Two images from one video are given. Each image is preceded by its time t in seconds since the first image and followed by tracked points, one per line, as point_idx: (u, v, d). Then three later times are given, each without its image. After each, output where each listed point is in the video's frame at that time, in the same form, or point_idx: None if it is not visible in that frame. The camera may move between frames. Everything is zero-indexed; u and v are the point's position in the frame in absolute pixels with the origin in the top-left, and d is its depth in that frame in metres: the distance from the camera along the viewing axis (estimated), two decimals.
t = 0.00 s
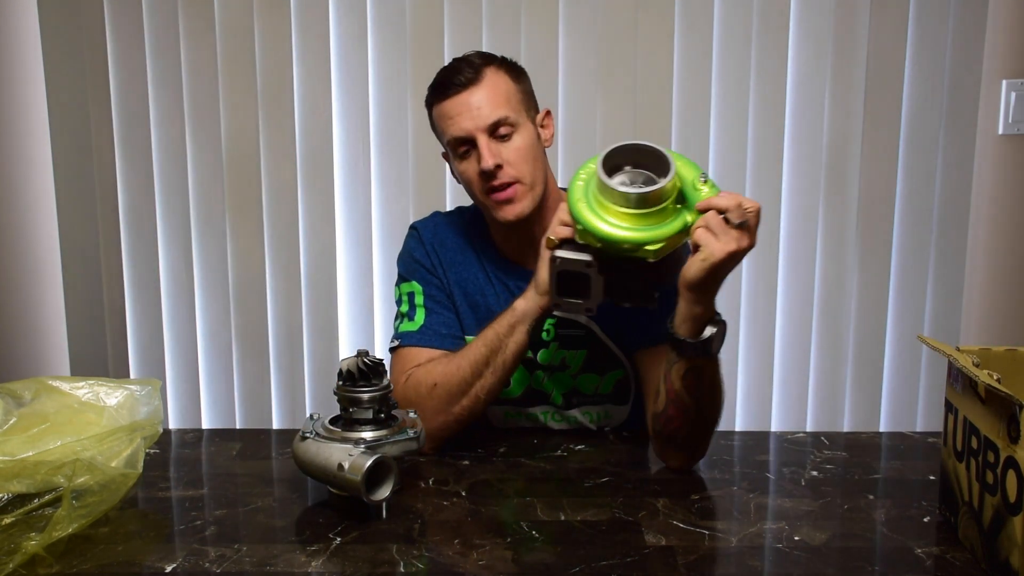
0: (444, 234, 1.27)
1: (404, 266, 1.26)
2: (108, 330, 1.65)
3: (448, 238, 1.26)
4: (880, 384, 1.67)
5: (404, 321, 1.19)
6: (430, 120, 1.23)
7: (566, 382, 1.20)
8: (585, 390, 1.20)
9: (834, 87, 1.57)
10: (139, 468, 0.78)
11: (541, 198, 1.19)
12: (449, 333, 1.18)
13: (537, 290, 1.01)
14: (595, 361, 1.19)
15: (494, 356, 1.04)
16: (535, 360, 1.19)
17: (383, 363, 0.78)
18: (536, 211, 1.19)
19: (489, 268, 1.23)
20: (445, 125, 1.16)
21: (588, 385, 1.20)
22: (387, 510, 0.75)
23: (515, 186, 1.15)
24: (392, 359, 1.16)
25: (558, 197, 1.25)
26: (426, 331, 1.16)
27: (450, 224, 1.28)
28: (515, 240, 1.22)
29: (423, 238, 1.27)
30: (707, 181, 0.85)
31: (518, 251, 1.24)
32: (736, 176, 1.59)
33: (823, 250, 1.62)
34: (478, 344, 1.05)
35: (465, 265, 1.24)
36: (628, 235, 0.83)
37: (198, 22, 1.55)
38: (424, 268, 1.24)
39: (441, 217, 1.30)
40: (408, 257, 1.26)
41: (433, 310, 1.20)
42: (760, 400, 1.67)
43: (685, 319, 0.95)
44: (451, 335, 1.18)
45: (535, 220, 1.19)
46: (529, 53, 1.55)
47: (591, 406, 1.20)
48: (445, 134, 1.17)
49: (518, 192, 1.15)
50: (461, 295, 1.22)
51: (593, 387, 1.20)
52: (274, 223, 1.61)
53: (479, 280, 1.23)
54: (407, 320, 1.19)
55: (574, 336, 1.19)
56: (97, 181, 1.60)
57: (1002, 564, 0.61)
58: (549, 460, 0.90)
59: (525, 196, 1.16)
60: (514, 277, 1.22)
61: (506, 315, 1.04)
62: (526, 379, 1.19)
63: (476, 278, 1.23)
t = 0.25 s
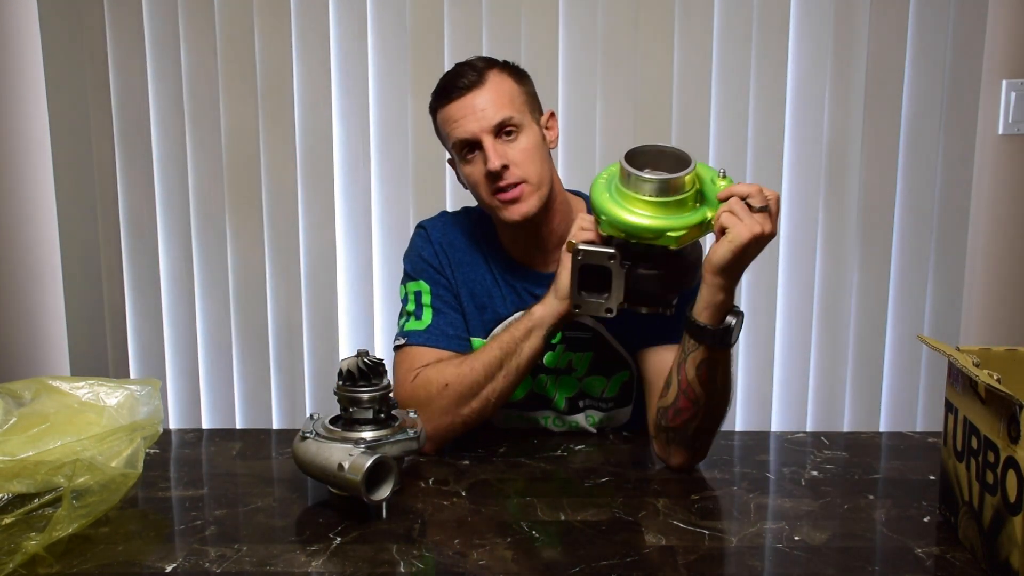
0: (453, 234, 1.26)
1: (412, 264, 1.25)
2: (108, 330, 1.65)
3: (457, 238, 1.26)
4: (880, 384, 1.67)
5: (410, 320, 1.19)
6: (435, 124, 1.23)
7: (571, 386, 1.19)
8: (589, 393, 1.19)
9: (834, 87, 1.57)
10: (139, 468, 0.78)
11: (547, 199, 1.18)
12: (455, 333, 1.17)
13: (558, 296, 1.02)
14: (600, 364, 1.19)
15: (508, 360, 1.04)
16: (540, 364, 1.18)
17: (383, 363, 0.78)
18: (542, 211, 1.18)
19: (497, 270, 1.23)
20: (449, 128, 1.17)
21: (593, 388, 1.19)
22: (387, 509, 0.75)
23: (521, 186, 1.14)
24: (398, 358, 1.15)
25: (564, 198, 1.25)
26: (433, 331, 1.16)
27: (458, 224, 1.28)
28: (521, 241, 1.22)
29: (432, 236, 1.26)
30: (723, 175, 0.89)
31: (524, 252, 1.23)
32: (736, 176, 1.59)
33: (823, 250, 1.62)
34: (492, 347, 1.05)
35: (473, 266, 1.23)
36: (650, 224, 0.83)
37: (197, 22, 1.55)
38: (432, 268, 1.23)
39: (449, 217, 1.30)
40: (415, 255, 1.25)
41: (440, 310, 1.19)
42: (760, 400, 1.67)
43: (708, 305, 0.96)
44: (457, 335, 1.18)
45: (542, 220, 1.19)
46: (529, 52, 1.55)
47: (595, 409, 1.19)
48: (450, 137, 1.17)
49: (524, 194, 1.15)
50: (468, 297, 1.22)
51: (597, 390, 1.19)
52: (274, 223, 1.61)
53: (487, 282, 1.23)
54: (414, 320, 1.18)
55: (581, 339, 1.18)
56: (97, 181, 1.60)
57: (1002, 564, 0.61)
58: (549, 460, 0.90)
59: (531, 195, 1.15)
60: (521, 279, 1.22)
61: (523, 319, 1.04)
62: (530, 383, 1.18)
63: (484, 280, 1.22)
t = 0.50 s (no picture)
0: (455, 235, 1.26)
1: (413, 265, 1.24)
2: (108, 330, 1.65)
3: (459, 239, 1.26)
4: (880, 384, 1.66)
5: (411, 320, 1.19)
6: (439, 120, 1.24)
7: (574, 387, 1.19)
8: (591, 395, 1.19)
9: (834, 87, 1.57)
10: (139, 468, 0.78)
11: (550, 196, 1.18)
12: (457, 334, 1.17)
13: (559, 293, 1.03)
14: (602, 365, 1.19)
15: (508, 359, 1.04)
16: (542, 365, 1.19)
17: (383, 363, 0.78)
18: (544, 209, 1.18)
19: (499, 271, 1.23)
20: (453, 122, 1.17)
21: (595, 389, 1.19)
22: (387, 509, 0.75)
23: (523, 182, 1.14)
24: (399, 358, 1.15)
25: (567, 196, 1.25)
26: (434, 331, 1.16)
27: (460, 225, 1.28)
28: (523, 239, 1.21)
29: (433, 237, 1.26)
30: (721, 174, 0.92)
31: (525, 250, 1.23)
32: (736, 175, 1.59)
33: (823, 250, 1.62)
34: (493, 346, 1.05)
35: (475, 267, 1.23)
36: (654, 217, 0.84)
37: (197, 21, 1.55)
38: (434, 269, 1.23)
39: (450, 218, 1.30)
40: (416, 256, 1.25)
41: (442, 311, 1.19)
42: (760, 400, 1.67)
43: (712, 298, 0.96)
44: (459, 336, 1.17)
45: (543, 217, 1.18)
46: (529, 52, 1.55)
47: (598, 411, 1.19)
48: (454, 132, 1.18)
49: (526, 189, 1.15)
50: (469, 297, 1.22)
51: (599, 391, 1.19)
52: (274, 223, 1.61)
53: (490, 282, 1.22)
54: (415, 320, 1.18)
55: (583, 340, 1.18)
56: (97, 181, 1.60)
57: (1002, 564, 0.61)
58: (549, 460, 0.90)
59: (533, 192, 1.15)
60: (523, 279, 1.22)
61: (524, 318, 1.04)
62: (532, 384, 1.19)
63: (486, 281, 1.22)
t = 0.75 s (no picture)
0: (455, 236, 1.26)
1: (413, 266, 1.24)
2: (108, 330, 1.65)
3: (458, 240, 1.26)
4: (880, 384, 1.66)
5: (411, 320, 1.18)
6: (437, 117, 1.24)
7: (575, 385, 1.19)
8: (593, 393, 1.20)
9: (834, 87, 1.57)
10: (139, 468, 0.78)
11: (548, 191, 1.18)
12: (457, 333, 1.17)
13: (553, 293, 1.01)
14: (603, 363, 1.19)
15: (505, 358, 1.04)
16: (544, 363, 1.18)
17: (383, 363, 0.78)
18: (542, 203, 1.18)
19: (499, 270, 1.23)
20: (451, 117, 1.17)
21: (597, 387, 1.20)
22: (387, 509, 0.75)
23: (521, 176, 1.14)
24: (398, 358, 1.15)
25: (565, 193, 1.25)
26: (435, 331, 1.16)
27: (460, 226, 1.28)
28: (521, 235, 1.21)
29: (433, 238, 1.26)
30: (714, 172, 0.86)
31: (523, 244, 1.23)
32: (736, 175, 1.59)
33: (823, 250, 1.62)
34: (488, 346, 1.04)
35: (475, 267, 1.23)
36: (641, 233, 0.82)
37: (197, 21, 1.55)
38: (434, 270, 1.22)
39: (450, 219, 1.30)
40: (416, 257, 1.25)
41: (442, 311, 1.19)
42: (760, 400, 1.67)
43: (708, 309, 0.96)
44: (459, 335, 1.17)
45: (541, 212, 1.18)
46: (529, 52, 1.55)
47: (599, 409, 1.20)
48: (452, 126, 1.18)
49: (523, 183, 1.15)
50: (470, 297, 1.22)
51: (601, 389, 1.20)
52: (274, 223, 1.61)
53: (491, 282, 1.23)
54: (415, 321, 1.18)
55: (584, 339, 1.18)
56: (97, 181, 1.60)
57: (1002, 564, 0.60)
58: (550, 460, 0.90)
59: (531, 186, 1.15)
60: (522, 278, 1.22)
61: (519, 317, 1.03)
62: (534, 382, 1.19)
63: (486, 280, 1.22)
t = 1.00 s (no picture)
0: (448, 235, 1.27)
1: (408, 267, 1.26)
2: (109, 330, 1.65)
3: (452, 239, 1.27)
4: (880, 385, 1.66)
5: (408, 319, 1.19)
6: (433, 113, 1.25)
7: (574, 380, 1.19)
8: (592, 388, 1.20)
9: (834, 87, 1.57)
10: (139, 468, 0.78)
11: (541, 181, 1.17)
12: (452, 328, 1.17)
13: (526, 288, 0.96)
14: (602, 359, 1.19)
15: (489, 359, 1.02)
16: (542, 358, 1.19)
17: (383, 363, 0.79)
18: (535, 192, 1.16)
19: (493, 265, 1.23)
20: (444, 110, 1.18)
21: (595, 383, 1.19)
22: (387, 510, 0.75)
23: (511, 165, 1.13)
24: (397, 359, 1.15)
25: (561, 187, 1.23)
26: (430, 327, 1.16)
27: (454, 225, 1.29)
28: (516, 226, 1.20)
29: (427, 239, 1.28)
30: (686, 209, 0.79)
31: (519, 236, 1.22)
32: (736, 176, 1.59)
33: (823, 251, 1.62)
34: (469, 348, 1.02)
35: (469, 264, 1.24)
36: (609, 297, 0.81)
37: (197, 21, 1.55)
38: (428, 269, 1.24)
39: (444, 219, 1.31)
40: (411, 258, 1.26)
41: (438, 308, 1.19)
42: (760, 400, 1.67)
43: (686, 336, 0.94)
44: (455, 331, 1.17)
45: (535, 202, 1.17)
46: (529, 52, 1.56)
47: (598, 404, 1.20)
48: (445, 120, 1.18)
49: (515, 172, 1.14)
50: (466, 294, 1.22)
51: (599, 385, 1.19)
52: (274, 222, 1.61)
53: (486, 278, 1.23)
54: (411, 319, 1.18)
55: (580, 335, 1.18)
56: (97, 181, 1.60)
57: (1002, 564, 0.60)
58: (549, 460, 0.90)
59: (522, 175, 1.14)
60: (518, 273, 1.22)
61: (497, 320, 1.01)
62: (534, 376, 1.19)
63: (481, 277, 1.23)
